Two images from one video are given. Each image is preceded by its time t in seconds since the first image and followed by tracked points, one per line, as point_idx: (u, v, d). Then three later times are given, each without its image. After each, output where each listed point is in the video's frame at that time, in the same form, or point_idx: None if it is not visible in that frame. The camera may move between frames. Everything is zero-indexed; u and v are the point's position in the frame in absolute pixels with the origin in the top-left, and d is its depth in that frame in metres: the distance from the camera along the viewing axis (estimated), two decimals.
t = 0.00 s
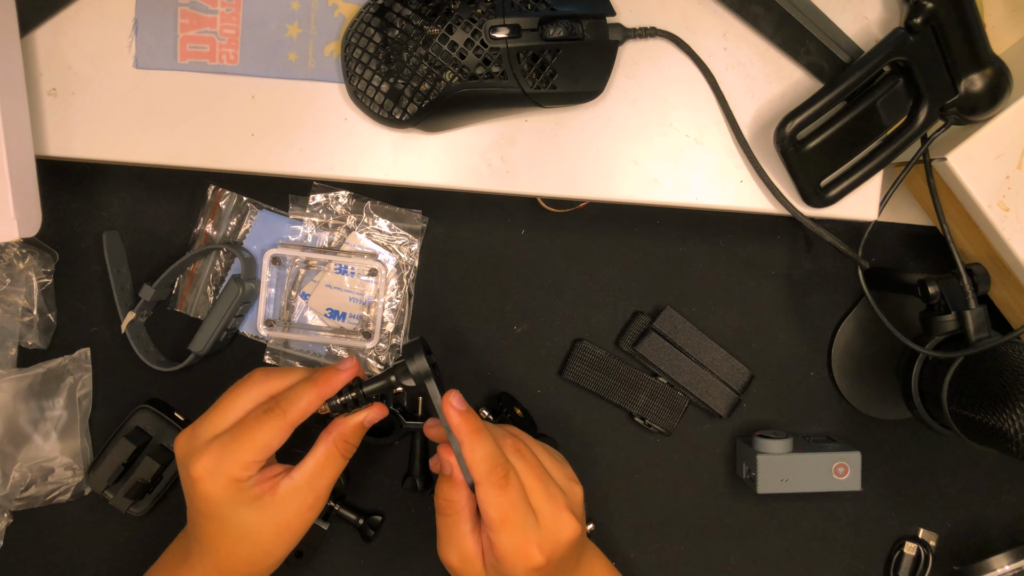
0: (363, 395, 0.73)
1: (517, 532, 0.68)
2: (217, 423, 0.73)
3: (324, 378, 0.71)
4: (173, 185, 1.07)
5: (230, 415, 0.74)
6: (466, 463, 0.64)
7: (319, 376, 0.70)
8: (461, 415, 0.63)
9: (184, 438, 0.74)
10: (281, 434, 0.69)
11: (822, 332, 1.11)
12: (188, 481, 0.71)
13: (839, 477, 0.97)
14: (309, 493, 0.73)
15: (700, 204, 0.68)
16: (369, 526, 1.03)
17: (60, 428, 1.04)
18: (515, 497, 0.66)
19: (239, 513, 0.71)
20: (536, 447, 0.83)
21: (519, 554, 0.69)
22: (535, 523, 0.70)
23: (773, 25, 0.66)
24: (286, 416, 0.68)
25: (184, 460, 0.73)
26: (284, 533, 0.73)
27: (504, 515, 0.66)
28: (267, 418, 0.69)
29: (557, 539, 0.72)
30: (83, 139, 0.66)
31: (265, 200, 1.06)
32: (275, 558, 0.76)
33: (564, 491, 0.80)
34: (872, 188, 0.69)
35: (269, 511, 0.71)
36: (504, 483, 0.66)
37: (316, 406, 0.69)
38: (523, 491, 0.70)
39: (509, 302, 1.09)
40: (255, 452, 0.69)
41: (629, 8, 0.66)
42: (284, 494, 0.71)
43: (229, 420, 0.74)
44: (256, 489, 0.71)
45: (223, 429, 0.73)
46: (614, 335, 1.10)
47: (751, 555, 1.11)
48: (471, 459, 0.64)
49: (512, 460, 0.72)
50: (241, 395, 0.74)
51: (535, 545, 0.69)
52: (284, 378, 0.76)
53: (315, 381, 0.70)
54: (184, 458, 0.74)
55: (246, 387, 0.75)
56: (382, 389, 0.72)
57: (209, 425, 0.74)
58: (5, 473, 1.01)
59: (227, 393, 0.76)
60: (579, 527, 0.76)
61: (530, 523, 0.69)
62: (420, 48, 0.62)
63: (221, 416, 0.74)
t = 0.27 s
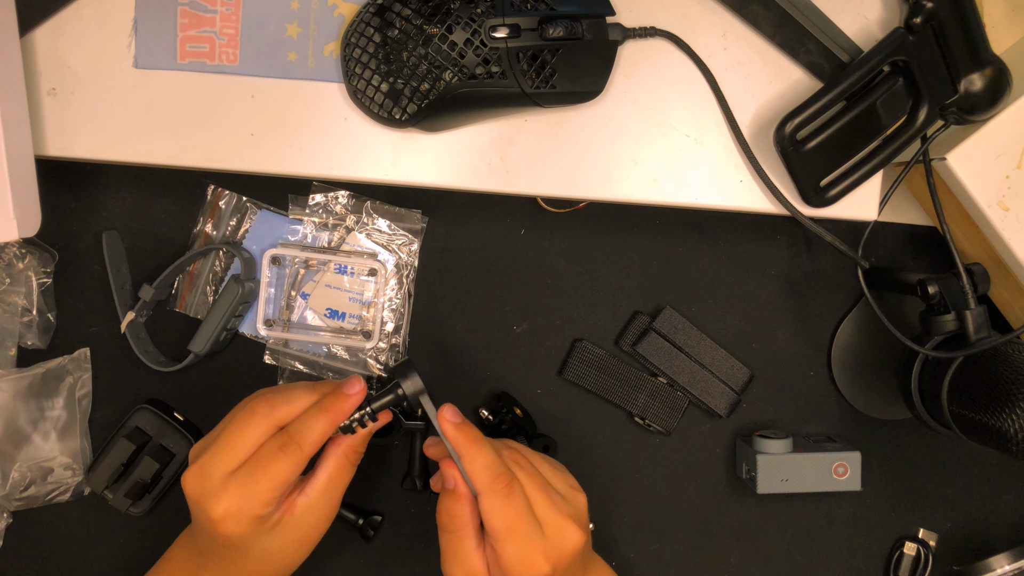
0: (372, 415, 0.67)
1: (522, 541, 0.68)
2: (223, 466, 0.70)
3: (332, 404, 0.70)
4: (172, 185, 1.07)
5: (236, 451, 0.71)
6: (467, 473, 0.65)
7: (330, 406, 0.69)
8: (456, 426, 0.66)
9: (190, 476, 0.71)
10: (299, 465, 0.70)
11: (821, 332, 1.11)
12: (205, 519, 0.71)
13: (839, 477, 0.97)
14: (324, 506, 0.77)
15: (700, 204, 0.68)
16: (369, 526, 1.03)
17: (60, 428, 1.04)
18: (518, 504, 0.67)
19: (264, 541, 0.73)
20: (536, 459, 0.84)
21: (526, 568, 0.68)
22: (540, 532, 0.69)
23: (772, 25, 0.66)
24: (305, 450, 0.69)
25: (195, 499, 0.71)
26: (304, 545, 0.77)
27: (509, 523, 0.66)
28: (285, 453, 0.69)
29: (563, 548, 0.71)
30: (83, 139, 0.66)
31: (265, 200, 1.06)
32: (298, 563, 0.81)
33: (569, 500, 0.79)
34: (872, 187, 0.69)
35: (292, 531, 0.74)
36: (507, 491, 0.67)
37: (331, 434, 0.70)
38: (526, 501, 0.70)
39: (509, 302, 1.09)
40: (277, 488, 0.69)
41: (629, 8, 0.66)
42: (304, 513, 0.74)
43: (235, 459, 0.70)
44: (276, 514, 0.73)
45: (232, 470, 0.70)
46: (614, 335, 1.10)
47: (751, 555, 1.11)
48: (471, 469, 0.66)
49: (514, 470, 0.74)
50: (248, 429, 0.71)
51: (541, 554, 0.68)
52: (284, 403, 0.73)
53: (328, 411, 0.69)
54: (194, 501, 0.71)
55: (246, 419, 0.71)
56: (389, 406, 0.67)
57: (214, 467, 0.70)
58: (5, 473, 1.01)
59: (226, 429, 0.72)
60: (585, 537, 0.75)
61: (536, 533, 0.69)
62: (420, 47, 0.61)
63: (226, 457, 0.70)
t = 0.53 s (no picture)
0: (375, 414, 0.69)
1: (519, 541, 0.66)
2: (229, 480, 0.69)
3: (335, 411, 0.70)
4: (172, 185, 1.07)
5: (241, 464, 0.69)
6: (464, 471, 0.66)
7: (333, 413, 0.70)
8: (453, 425, 0.68)
9: (192, 494, 0.69)
10: (305, 475, 0.70)
11: (821, 332, 1.11)
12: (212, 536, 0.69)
13: (839, 477, 0.97)
14: (325, 509, 0.78)
15: (701, 204, 0.68)
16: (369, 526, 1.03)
17: (59, 428, 1.04)
18: (516, 503, 0.67)
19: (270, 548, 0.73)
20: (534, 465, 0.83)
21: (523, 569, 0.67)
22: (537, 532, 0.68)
23: (773, 25, 0.66)
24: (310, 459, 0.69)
25: (202, 515, 0.69)
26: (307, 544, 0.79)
27: (506, 523, 0.66)
28: (292, 463, 0.69)
29: (559, 548, 0.69)
30: (83, 139, 0.66)
31: (265, 200, 1.06)
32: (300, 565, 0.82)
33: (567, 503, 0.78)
34: (872, 187, 0.69)
35: (296, 535, 0.76)
36: (505, 490, 0.67)
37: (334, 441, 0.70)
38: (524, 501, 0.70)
39: (509, 302, 1.09)
40: (284, 499, 0.69)
41: (629, 8, 0.66)
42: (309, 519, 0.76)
43: (240, 473, 0.69)
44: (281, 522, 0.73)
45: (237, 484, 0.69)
46: (614, 335, 1.10)
47: (751, 555, 1.11)
48: (469, 466, 0.66)
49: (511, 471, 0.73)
50: (253, 441, 0.70)
51: (538, 555, 0.67)
52: (287, 412, 0.72)
53: (332, 418, 0.69)
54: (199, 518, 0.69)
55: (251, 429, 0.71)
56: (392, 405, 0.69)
57: (218, 482, 0.69)
58: (5, 473, 1.01)
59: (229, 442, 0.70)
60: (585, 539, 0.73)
61: (534, 534, 0.68)
62: (420, 47, 0.61)
63: (231, 470, 0.69)
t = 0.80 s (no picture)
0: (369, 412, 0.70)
1: (490, 554, 0.64)
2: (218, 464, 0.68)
3: (326, 402, 0.70)
4: (173, 185, 1.07)
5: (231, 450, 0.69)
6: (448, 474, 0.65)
7: (324, 402, 0.69)
8: (446, 428, 0.65)
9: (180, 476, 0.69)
10: (293, 462, 0.69)
11: (821, 332, 1.11)
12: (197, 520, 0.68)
13: (839, 477, 0.97)
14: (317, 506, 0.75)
15: (701, 204, 0.68)
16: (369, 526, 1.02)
17: (60, 428, 1.04)
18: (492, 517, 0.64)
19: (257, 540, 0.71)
20: (525, 477, 0.76)
21: None
22: (511, 548, 0.65)
23: (772, 25, 0.66)
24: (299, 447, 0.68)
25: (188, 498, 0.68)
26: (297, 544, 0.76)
27: (478, 534, 0.64)
28: (279, 451, 0.68)
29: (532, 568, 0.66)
30: (83, 139, 0.66)
31: (265, 200, 1.06)
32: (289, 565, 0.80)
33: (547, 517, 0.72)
34: (872, 187, 0.69)
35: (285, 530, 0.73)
36: (483, 502, 0.64)
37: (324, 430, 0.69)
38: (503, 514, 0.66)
39: (509, 302, 1.09)
40: (270, 486, 0.68)
41: (629, 8, 0.66)
42: (296, 513, 0.73)
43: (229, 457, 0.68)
44: (270, 514, 0.72)
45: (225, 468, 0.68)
46: (614, 335, 1.10)
47: (751, 555, 1.11)
48: (453, 470, 0.65)
49: (493, 481, 0.69)
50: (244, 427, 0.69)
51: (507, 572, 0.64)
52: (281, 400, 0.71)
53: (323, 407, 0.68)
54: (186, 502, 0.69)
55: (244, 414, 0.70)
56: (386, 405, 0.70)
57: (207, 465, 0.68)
58: (5, 473, 1.01)
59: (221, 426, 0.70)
60: (563, 558, 0.69)
61: (508, 550, 0.65)
62: (420, 47, 0.61)
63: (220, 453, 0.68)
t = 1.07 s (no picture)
0: (359, 411, 0.67)
1: (480, 564, 0.64)
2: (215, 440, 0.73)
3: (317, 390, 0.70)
4: (173, 185, 1.07)
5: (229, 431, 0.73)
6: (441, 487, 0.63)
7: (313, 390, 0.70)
8: (441, 441, 0.62)
9: (187, 450, 0.75)
10: (275, 445, 0.69)
11: (821, 332, 1.11)
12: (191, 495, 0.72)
13: (839, 477, 0.97)
14: (309, 509, 0.72)
15: (701, 204, 0.68)
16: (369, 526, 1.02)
17: (59, 428, 1.04)
18: (483, 530, 0.63)
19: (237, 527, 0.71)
20: (518, 482, 0.76)
21: None
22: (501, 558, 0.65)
23: (772, 25, 0.66)
24: (278, 428, 0.67)
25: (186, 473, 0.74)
26: (286, 549, 0.73)
27: (469, 545, 0.64)
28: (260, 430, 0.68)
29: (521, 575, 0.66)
30: (84, 139, 0.66)
31: (265, 200, 1.06)
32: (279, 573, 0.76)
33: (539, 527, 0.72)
34: (872, 187, 0.69)
35: (269, 526, 0.71)
36: (475, 516, 0.63)
37: (308, 417, 0.68)
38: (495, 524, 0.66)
39: (509, 302, 1.09)
40: (250, 467, 0.69)
41: (629, 8, 0.66)
42: (281, 509, 0.71)
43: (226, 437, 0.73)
44: (256, 505, 0.71)
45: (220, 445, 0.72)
46: (614, 335, 1.10)
47: (751, 555, 1.11)
48: (446, 484, 0.63)
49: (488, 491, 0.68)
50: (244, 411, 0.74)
51: None
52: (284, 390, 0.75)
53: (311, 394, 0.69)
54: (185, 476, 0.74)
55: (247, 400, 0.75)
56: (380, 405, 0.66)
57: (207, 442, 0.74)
58: (5, 473, 1.01)
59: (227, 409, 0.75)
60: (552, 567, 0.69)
61: (498, 560, 0.65)
62: (420, 47, 0.61)
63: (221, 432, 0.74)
